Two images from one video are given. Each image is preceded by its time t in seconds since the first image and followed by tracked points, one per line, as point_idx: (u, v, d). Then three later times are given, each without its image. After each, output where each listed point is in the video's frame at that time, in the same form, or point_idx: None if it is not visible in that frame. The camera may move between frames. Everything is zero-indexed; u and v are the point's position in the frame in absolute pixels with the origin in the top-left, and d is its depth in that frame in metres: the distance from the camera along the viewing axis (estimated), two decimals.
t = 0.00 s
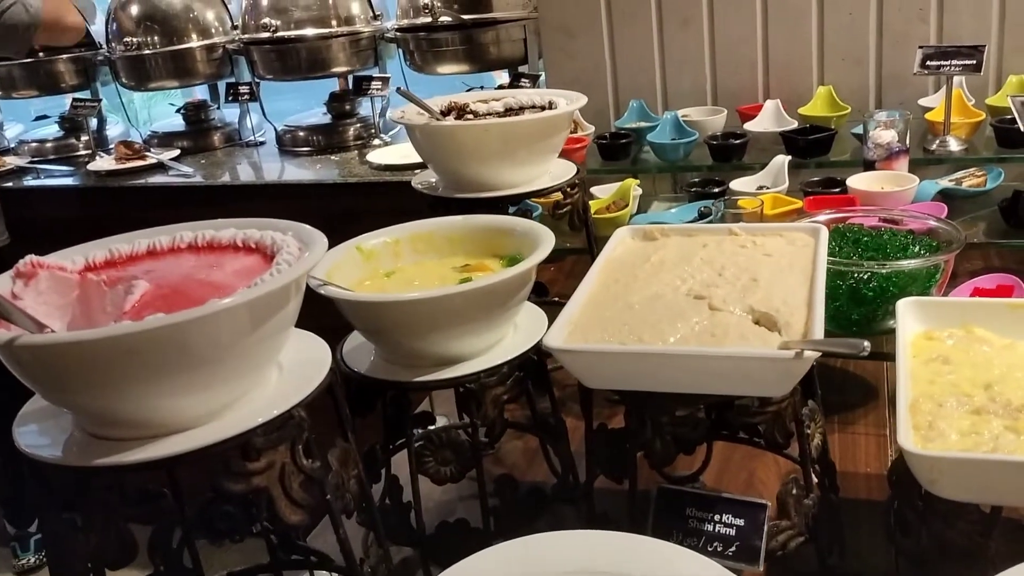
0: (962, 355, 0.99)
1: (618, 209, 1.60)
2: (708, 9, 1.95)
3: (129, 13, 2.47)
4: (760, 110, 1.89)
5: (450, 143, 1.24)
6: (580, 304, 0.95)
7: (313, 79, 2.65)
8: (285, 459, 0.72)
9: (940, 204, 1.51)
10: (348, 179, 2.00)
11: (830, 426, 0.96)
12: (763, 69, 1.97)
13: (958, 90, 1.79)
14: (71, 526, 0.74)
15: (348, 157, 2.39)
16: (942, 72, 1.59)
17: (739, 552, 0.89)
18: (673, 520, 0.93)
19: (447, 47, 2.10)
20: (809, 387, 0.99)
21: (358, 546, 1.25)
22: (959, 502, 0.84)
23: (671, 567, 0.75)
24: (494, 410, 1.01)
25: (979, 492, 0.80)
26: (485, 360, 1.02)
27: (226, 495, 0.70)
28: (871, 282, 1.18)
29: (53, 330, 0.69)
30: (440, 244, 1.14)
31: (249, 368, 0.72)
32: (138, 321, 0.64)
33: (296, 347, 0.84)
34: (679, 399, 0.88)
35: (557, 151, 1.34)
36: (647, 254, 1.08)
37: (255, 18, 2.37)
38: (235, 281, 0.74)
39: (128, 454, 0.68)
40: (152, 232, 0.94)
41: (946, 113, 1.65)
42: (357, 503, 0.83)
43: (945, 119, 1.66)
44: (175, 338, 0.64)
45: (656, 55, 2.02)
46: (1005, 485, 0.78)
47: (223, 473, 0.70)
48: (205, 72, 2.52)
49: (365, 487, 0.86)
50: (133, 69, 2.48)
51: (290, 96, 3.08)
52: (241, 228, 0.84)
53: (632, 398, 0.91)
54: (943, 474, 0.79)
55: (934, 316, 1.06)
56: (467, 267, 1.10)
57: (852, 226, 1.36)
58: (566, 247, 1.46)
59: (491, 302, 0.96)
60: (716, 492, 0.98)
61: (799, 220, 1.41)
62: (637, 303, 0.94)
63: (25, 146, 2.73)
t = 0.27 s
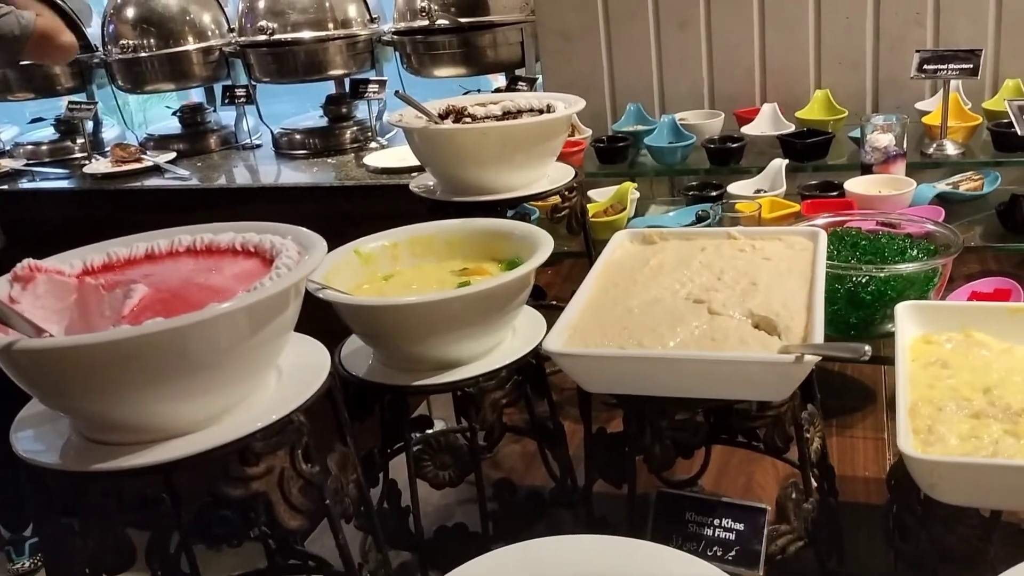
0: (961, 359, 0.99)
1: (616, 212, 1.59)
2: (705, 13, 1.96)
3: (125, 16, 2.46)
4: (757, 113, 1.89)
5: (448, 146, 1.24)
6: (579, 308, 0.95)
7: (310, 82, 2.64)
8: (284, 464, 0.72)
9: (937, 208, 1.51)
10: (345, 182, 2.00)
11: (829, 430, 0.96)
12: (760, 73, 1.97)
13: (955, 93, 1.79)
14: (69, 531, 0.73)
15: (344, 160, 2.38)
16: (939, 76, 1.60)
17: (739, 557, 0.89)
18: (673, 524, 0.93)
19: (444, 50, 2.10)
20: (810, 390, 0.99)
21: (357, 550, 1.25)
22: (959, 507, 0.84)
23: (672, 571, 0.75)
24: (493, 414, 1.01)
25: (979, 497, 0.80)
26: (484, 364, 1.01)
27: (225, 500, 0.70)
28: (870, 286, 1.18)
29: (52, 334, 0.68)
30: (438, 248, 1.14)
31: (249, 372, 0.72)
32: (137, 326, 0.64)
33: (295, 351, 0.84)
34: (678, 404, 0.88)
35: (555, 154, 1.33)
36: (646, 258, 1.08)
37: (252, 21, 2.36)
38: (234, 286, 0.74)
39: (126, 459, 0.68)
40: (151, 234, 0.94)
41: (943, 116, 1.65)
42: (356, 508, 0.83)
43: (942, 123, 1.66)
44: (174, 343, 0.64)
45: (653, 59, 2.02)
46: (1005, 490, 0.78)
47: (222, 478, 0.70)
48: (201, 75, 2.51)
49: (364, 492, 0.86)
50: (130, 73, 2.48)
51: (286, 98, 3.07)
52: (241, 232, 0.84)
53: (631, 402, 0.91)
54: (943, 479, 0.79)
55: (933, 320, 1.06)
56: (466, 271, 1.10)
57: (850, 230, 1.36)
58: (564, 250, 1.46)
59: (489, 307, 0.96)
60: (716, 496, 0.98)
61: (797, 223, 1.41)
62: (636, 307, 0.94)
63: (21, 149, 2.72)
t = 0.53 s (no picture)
0: (959, 364, 0.99)
1: (613, 216, 1.59)
2: (701, 16, 1.96)
3: (120, 18, 2.44)
4: (753, 117, 1.89)
5: (446, 150, 1.24)
6: (578, 313, 0.95)
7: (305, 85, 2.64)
8: (283, 471, 0.71)
9: (934, 212, 1.51)
10: (340, 185, 1.99)
11: (828, 435, 0.96)
12: (756, 76, 1.97)
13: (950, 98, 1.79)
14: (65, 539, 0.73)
15: (340, 163, 2.37)
16: (935, 80, 1.60)
17: (739, 562, 0.88)
18: (672, 530, 0.93)
19: (440, 53, 2.10)
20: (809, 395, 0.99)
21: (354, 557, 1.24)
22: (960, 513, 0.83)
23: None
24: (491, 419, 1.00)
25: (979, 502, 0.80)
26: (482, 369, 1.01)
27: (223, 506, 0.70)
28: (868, 290, 1.18)
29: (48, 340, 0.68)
30: (436, 252, 1.13)
31: (247, 378, 0.71)
32: (135, 332, 0.64)
33: (293, 357, 0.84)
34: (678, 409, 0.88)
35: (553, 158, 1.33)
36: (644, 262, 1.07)
37: (247, 24, 2.35)
38: (232, 291, 0.74)
39: (123, 466, 0.67)
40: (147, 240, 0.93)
41: (939, 121, 1.65)
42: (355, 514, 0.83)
43: (938, 127, 1.66)
44: (172, 349, 0.63)
45: (650, 62, 2.02)
46: (1005, 495, 0.78)
47: (220, 485, 0.69)
48: (196, 78, 2.51)
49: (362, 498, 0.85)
50: (124, 75, 2.47)
51: (281, 101, 3.06)
52: (238, 237, 0.83)
53: (631, 408, 0.90)
54: (943, 484, 0.79)
55: (931, 325, 1.06)
56: (463, 276, 1.09)
57: (847, 234, 1.36)
58: (560, 254, 1.45)
59: (488, 312, 0.95)
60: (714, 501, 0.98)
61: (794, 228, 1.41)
62: (635, 312, 0.94)
63: (14, 151, 2.71)
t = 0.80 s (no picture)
0: (959, 366, 0.99)
1: (611, 217, 1.59)
2: (699, 17, 1.96)
3: (116, 18, 2.44)
4: (751, 119, 1.89)
5: (444, 151, 1.23)
6: (578, 315, 0.95)
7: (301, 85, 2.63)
8: (283, 475, 0.71)
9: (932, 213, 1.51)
10: (338, 186, 1.99)
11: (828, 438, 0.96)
12: (754, 77, 1.97)
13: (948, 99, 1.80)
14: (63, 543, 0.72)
15: (337, 164, 2.37)
16: (933, 81, 1.60)
17: (739, 565, 0.88)
18: (672, 533, 0.93)
19: (438, 54, 2.09)
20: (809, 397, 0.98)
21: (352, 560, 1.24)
22: (959, 515, 0.83)
23: None
24: (491, 422, 1.00)
25: (979, 505, 0.80)
26: (482, 372, 1.01)
27: (222, 510, 0.69)
28: (866, 291, 1.18)
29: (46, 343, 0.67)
30: (434, 254, 1.13)
31: (246, 382, 0.71)
32: (133, 336, 0.63)
33: (292, 360, 0.83)
34: (678, 412, 0.88)
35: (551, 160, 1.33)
36: (643, 264, 1.07)
37: (244, 25, 2.34)
38: (231, 294, 0.73)
39: (122, 471, 0.67)
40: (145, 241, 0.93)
41: (937, 122, 1.65)
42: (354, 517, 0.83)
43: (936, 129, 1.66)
44: (171, 353, 0.63)
45: (647, 63, 2.02)
46: (1006, 498, 0.78)
47: (219, 489, 0.69)
48: (192, 78, 2.50)
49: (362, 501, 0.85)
50: (120, 76, 2.46)
51: (277, 102, 3.06)
52: (237, 239, 0.83)
53: (630, 410, 0.90)
54: (943, 487, 0.79)
55: (931, 327, 1.05)
56: (462, 278, 1.09)
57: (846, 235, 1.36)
58: (559, 255, 1.45)
59: (487, 314, 0.95)
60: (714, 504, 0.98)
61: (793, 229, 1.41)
62: (635, 315, 0.93)
63: (10, 152, 2.70)
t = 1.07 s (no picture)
0: (962, 368, 0.99)
1: (611, 218, 1.58)
2: (699, 17, 1.95)
3: (113, 17, 2.43)
4: (751, 118, 1.88)
5: (445, 152, 1.23)
6: (580, 317, 0.94)
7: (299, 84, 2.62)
8: (285, 480, 0.71)
9: (933, 213, 1.51)
10: (336, 186, 1.98)
11: (831, 439, 0.95)
12: (754, 77, 1.96)
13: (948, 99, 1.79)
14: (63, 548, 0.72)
15: (335, 164, 2.36)
16: (934, 81, 1.60)
17: (742, 569, 0.88)
18: (675, 536, 0.92)
19: (437, 53, 2.08)
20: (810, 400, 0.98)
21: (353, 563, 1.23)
22: (963, 518, 0.83)
23: None
24: (493, 424, 1.00)
25: (984, 509, 0.80)
26: (483, 374, 1.00)
27: (224, 516, 0.69)
28: (868, 293, 1.17)
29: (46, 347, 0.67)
30: (435, 255, 1.13)
31: (249, 386, 0.70)
32: (134, 340, 0.63)
33: (294, 364, 0.83)
34: (681, 415, 0.88)
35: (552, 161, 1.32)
36: (645, 266, 1.07)
37: (242, 24, 2.33)
38: (232, 297, 0.73)
39: (123, 477, 0.67)
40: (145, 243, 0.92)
41: (937, 121, 1.65)
42: (356, 522, 0.82)
43: (936, 128, 1.66)
44: (173, 357, 0.62)
45: (647, 63, 2.01)
46: (1010, 501, 0.78)
47: (222, 494, 0.68)
48: (190, 77, 2.49)
49: (364, 505, 0.85)
50: (117, 75, 2.45)
51: (274, 101, 3.05)
52: (239, 242, 0.83)
53: (633, 413, 0.90)
54: (948, 490, 0.79)
55: (933, 328, 1.05)
56: (464, 279, 1.08)
57: (847, 236, 1.35)
58: (559, 256, 1.45)
59: (489, 317, 0.95)
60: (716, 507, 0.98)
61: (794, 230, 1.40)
62: (638, 317, 0.93)
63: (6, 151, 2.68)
